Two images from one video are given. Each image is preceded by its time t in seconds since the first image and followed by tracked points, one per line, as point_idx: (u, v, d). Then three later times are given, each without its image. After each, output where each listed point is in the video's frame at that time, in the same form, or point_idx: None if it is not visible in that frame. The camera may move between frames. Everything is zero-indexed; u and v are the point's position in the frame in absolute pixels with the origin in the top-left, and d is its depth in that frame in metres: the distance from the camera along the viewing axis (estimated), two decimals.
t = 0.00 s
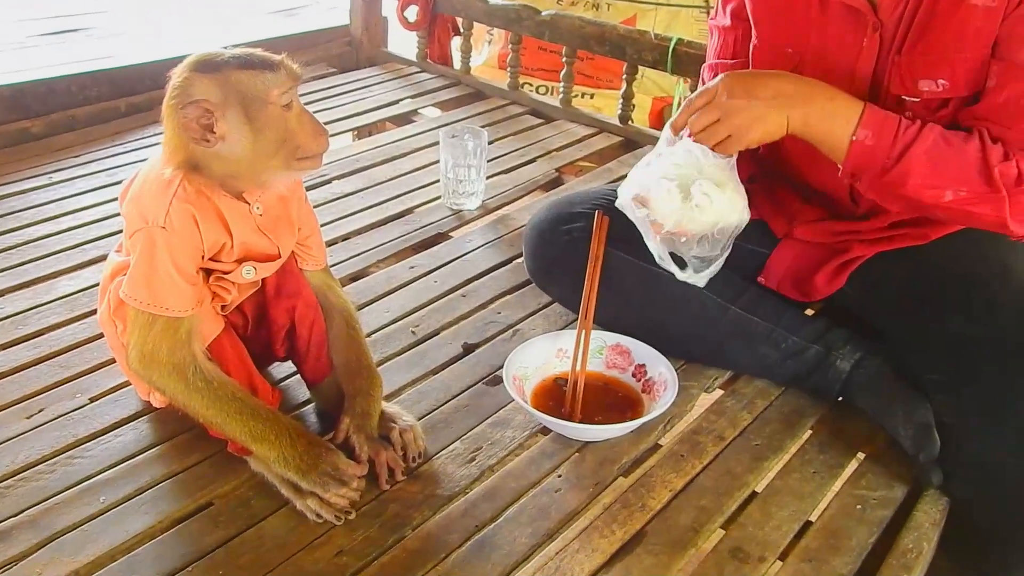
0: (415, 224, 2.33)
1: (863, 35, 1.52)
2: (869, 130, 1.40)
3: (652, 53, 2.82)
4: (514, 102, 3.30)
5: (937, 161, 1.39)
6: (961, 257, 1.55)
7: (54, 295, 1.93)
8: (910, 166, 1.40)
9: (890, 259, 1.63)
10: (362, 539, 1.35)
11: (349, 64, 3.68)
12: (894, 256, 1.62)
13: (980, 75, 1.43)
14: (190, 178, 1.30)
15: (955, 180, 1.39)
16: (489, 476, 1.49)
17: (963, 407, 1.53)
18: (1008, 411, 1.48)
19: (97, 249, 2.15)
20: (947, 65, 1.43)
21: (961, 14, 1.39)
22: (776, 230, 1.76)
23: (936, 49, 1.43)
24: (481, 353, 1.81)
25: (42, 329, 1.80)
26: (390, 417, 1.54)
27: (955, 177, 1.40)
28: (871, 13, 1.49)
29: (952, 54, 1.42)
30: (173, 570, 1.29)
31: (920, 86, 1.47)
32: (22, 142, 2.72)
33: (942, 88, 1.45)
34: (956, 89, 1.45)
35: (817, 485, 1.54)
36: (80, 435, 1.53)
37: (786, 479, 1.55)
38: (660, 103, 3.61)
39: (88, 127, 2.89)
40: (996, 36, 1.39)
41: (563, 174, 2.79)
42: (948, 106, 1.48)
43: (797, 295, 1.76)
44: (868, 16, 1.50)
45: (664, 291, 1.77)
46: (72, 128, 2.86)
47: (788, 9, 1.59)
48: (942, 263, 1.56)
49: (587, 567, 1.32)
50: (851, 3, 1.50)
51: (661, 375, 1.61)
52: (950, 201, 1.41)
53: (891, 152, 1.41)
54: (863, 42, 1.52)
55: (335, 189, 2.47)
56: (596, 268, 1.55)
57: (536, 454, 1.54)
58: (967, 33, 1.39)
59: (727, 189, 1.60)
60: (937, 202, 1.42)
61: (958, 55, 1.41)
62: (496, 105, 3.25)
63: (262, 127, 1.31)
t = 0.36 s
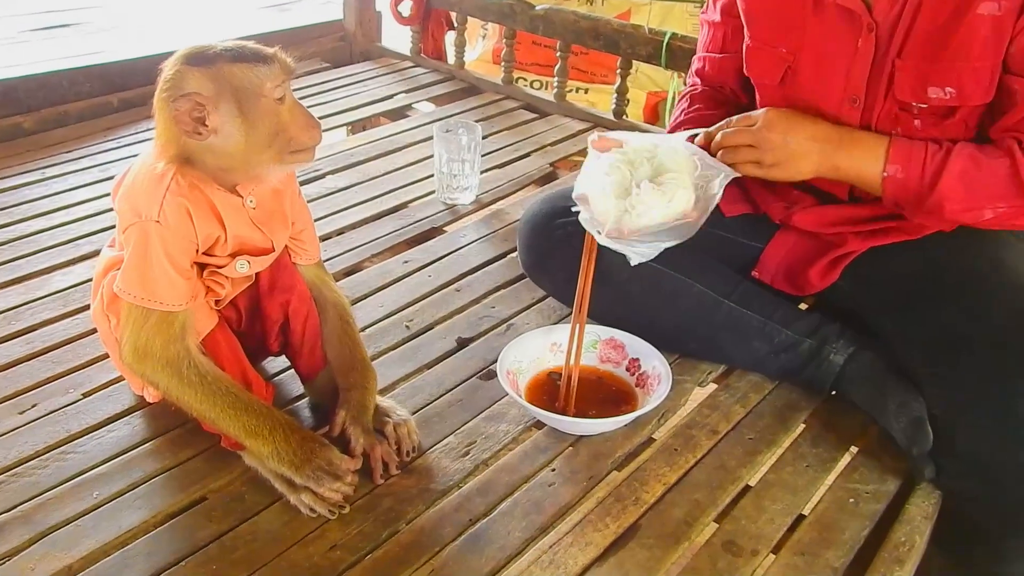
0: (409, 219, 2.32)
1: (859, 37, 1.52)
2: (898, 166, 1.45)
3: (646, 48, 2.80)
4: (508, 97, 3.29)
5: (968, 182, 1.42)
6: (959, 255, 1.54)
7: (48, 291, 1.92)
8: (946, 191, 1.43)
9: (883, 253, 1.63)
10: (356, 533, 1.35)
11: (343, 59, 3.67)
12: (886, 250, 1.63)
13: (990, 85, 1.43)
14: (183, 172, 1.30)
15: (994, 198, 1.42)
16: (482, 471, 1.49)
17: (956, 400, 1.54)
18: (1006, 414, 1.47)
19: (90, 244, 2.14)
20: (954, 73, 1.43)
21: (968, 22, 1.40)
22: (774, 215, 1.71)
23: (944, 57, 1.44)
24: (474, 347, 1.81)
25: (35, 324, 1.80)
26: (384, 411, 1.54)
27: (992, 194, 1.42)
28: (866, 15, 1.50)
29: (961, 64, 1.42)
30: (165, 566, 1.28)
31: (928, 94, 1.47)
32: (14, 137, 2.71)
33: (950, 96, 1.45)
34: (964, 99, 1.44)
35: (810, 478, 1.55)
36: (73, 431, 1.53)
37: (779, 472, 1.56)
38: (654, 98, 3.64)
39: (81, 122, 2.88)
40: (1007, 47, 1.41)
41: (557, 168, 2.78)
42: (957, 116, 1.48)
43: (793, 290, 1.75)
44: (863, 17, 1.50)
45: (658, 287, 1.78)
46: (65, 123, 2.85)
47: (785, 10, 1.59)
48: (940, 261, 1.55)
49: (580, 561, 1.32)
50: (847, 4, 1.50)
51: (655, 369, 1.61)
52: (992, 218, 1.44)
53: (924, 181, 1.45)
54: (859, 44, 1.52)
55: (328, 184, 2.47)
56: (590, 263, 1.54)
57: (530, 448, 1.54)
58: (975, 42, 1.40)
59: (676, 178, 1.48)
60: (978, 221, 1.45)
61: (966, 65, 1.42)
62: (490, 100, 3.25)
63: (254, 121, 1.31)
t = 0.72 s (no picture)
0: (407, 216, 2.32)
1: (850, 45, 1.52)
2: (872, 199, 1.42)
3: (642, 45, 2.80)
4: (505, 93, 3.29)
5: (939, 214, 1.42)
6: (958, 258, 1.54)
7: (45, 286, 1.92)
8: (917, 225, 1.43)
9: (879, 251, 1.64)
10: (354, 530, 1.35)
11: (340, 54, 3.67)
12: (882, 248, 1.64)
13: (974, 108, 1.43)
14: (188, 164, 1.30)
15: (961, 228, 1.43)
16: (479, 468, 1.49)
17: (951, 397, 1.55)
18: (1005, 417, 1.44)
19: (87, 240, 2.14)
20: (941, 92, 1.44)
21: (958, 41, 1.40)
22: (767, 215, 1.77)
23: (934, 75, 1.44)
24: (472, 344, 1.81)
25: (33, 320, 1.80)
26: (382, 408, 1.54)
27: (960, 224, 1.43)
28: (859, 24, 1.49)
29: (948, 83, 1.43)
30: (163, 562, 1.29)
31: (913, 112, 1.48)
32: (11, 132, 2.70)
33: (935, 115, 1.46)
34: (949, 118, 1.45)
35: (806, 474, 1.55)
36: (70, 427, 1.53)
37: (775, 469, 1.56)
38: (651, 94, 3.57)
39: (77, 117, 2.87)
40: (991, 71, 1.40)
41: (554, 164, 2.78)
42: (941, 133, 1.48)
43: (786, 287, 1.77)
44: (856, 26, 1.50)
45: (655, 286, 1.79)
46: (61, 118, 2.84)
47: (780, 14, 1.59)
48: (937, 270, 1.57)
49: (578, 557, 1.33)
50: (845, 14, 1.50)
51: (652, 366, 1.62)
52: (959, 246, 1.45)
53: (897, 213, 1.43)
54: (849, 52, 1.52)
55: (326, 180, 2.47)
56: (587, 260, 1.55)
57: (527, 445, 1.54)
58: (964, 62, 1.40)
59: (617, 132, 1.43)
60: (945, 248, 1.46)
61: (953, 84, 1.42)
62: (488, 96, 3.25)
63: (248, 116, 1.29)
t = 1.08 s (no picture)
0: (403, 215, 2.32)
1: (837, 52, 1.55)
2: (908, 248, 1.41)
3: (639, 44, 2.81)
4: (502, 91, 3.29)
5: (971, 242, 1.42)
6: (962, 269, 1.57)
7: (41, 284, 1.92)
8: (952, 258, 1.42)
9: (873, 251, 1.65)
10: (349, 531, 1.36)
11: (337, 51, 3.66)
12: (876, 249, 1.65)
13: (972, 109, 1.46)
14: (192, 159, 1.30)
15: (989, 249, 1.43)
16: (475, 468, 1.50)
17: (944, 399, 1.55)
18: (1001, 420, 1.44)
19: (84, 237, 2.13)
20: (941, 98, 1.46)
21: (949, 46, 1.43)
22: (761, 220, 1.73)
23: (929, 82, 1.46)
24: (468, 344, 1.81)
25: (29, 318, 1.80)
26: (378, 409, 1.54)
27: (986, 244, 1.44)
28: (846, 31, 1.52)
29: (943, 88, 1.45)
30: (159, 561, 1.29)
31: (911, 118, 1.49)
32: (8, 128, 2.70)
33: (933, 121, 1.47)
34: (946, 122, 1.47)
35: (801, 474, 1.56)
36: (66, 425, 1.53)
37: (770, 469, 1.57)
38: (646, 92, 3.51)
39: (75, 113, 2.86)
40: (987, 72, 1.44)
41: (551, 163, 2.78)
42: (940, 140, 1.49)
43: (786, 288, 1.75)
44: (843, 33, 1.53)
45: (651, 286, 1.79)
46: (58, 114, 2.84)
47: (767, 24, 1.64)
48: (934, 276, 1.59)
49: (573, 557, 1.33)
50: (829, 20, 1.53)
51: (647, 365, 1.62)
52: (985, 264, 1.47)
53: (931, 255, 1.42)
54: (836, 59, 1.55)
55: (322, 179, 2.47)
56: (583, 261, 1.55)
57: (523, 445, 1.55)
58: (959, 66, 1.43)
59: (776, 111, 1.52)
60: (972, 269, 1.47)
61: (948, 89, 1.45)
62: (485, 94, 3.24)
63: (235, 112, 1.27)
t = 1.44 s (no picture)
0: (401, 219, 2.33)
1: (842, 53, 1.55)
2: (875, 254, 1.38)
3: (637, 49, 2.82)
4: (500, 95, 3.30)
5: (938, 241, 1.40)
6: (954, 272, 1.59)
7: (39, 288, 1.92)
8: (924, 258, 1.40)
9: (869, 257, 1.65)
10: (346, 535, 1.36)
11: (335, 55, 3.67)
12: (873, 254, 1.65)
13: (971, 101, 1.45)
14: (190, 172, 1.31)
15: (962, 248, 1.41)
16: (473, 472, 1.50)
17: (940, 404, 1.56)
18: (995, 422, 1.46)
19: (82, 241, 2.14)
20: (939, 91, 1.45)
21: (949, 40, 1.43)
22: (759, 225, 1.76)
23: (928, 77, 1.46)
24: (466, 349, 1.81)
25: (26, 322, 1.80)
26: (376, 413, 1.54)
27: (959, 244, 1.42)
28: (850, 31, 1.52)
29: (944, 82, 1.44)
30: (155, 566, 1.29)
31: (912, 113, 1.48)
32: (6, 132, 2.70)
33: (934, 115, 1.46)
34: (948, 116, 1.46)
35: (797, 479, 1.56)
36: (63, 429, 1.53)
37: (766, 473, 1.57)
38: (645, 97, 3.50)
39: (73, 117, 2.87)
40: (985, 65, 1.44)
41: (549, 168, 2.79)
42: (941, 133, 1.48)
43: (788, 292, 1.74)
44: (846, 32, 1.53)
45: (647, 291, 1.79)
46: (56, 118, 2.84)
47: (770, 25, 1.64)
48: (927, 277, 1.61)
49: (570, 562, 1.33)
50: (832, 21, 1.53)
51: (641, 361, 1.63)
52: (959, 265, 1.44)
53: (900, 260, 1.40)
54: (841, 58, 1.55)
55: (320, 183, 2.47)
56: (583, 261, 1.54)
57: (520, 449, 1.55)
58: (958, 58, 1.43)
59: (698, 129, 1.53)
60: (945, 270, 1.44)
61: (949, 82, 1.44)
62: (482, 98, 3.25)
63: (246, 130, 1.31)
